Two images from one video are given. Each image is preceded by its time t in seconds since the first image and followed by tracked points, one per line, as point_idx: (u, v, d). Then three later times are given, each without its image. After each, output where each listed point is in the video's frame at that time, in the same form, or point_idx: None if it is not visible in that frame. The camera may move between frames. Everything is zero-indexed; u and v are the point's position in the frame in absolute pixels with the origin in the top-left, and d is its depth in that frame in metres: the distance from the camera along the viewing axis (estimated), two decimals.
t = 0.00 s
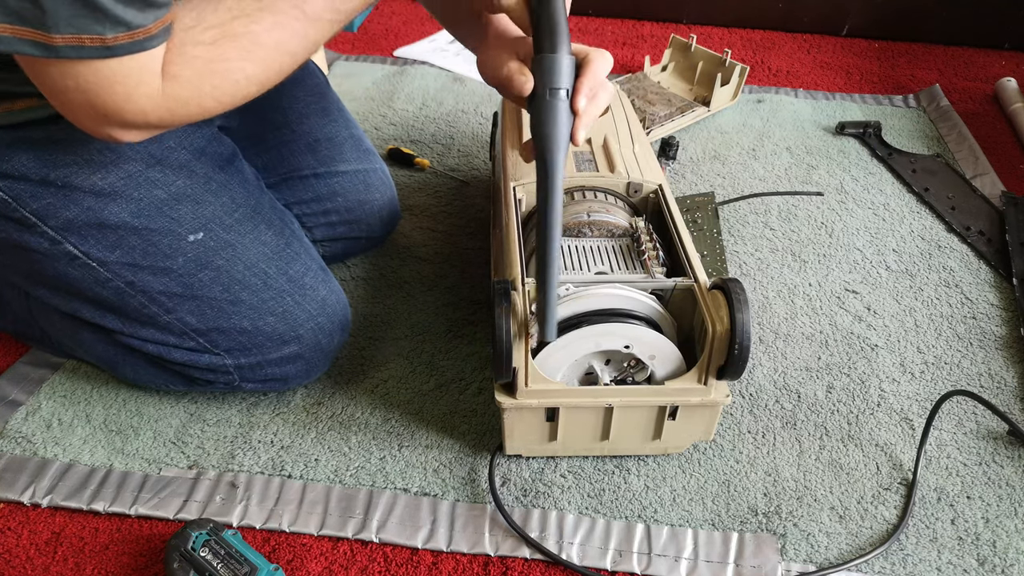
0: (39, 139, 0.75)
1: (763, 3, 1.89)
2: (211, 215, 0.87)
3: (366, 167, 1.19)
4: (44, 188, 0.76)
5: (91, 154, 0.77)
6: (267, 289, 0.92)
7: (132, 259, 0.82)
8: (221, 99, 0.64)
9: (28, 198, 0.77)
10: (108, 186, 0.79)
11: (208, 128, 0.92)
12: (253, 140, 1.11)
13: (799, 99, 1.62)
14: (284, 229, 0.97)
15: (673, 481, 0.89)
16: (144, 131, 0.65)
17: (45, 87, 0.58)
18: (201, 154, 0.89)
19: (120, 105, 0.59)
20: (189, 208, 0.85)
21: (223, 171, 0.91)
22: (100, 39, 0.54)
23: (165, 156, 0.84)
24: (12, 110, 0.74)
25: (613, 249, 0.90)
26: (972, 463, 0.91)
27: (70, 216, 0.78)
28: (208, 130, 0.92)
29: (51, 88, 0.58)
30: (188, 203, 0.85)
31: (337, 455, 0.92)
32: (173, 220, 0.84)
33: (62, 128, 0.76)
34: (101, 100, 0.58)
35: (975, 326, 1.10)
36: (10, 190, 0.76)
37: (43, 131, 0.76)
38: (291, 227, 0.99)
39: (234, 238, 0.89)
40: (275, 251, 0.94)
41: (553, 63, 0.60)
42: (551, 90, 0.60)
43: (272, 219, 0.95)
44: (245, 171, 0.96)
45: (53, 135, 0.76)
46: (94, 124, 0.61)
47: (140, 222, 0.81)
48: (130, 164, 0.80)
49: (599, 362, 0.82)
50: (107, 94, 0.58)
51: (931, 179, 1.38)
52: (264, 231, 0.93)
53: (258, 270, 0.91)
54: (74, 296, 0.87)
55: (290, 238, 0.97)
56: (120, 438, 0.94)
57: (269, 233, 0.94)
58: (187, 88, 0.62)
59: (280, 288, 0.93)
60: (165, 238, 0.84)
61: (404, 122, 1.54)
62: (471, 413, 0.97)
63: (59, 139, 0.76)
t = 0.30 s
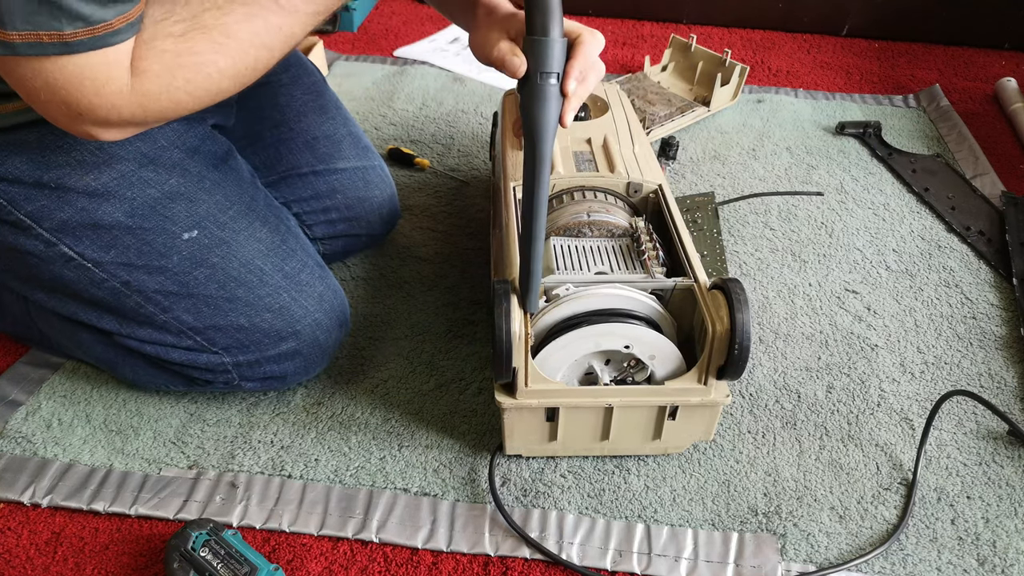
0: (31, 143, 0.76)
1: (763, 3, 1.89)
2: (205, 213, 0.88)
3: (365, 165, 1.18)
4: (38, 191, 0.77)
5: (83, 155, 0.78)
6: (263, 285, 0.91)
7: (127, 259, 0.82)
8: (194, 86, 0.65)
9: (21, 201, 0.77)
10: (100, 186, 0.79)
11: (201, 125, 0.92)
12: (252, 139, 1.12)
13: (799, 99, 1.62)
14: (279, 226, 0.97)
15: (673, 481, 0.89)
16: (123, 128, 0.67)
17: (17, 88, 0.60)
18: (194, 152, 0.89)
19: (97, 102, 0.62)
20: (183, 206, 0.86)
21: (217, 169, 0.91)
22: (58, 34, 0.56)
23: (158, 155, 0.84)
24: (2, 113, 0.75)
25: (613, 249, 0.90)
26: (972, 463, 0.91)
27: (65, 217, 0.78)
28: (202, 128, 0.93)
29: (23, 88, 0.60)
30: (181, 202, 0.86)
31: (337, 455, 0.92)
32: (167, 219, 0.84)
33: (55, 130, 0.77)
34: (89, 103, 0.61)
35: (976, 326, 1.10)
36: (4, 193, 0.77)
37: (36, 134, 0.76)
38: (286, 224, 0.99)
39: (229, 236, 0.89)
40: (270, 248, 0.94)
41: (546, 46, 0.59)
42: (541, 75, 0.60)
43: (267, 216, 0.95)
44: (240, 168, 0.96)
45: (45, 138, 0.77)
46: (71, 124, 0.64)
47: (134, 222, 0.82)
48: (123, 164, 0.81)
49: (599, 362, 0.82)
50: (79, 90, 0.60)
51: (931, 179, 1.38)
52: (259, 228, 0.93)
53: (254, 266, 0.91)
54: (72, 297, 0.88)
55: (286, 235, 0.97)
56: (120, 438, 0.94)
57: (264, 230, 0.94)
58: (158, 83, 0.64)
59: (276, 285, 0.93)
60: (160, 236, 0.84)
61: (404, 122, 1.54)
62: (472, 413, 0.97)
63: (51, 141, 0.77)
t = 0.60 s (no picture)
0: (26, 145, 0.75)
1: (763, 3, 1.89)
2: (201, 214, 0.88)
3: (366, 165, 1.18)
4: (34, 194, 0.76)
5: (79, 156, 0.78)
6: (261, 286, 0.91)
7: (124, 261, 0.82)
8: (179, 93, 0.64)
9: (19, 203, 0.76)
10: (97, 189, 0.79)
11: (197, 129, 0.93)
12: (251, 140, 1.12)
13: (799, 98, 1.62)
14: (277, 226, 0.97)
15: (673, 481, 0.89)
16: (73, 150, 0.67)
17: None
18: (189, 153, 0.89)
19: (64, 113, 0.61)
20: (180, 208, 0.86)
21: (213, 170, 0.92)
22: None
23: (152, 156, 0.85)
24: None
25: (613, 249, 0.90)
26: (972, 463, 0.91)
27: (61, 219, 0.78)
28: (198, 129, 0.94)
29: None
30: (178, 204, 0.86)
31: (337, 455, 0.92)
32: (163, 221, 0.84)
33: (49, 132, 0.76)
34: (40, 124, 0.61)
35: (975, 326, 1.10)
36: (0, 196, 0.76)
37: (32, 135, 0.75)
38: (284, 224, 0.99)
39: (225, 237, 0.89)
40: (268, 249, 0.94)
41: (580, 61, 0.52)
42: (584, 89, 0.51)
43: (265, 216, 0.95)
44: (237, 168, 0.96)
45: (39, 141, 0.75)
46: (18, 147, 0.64)
47: (130, 224, 0.82)
48: (119, 166, 0.81)
49: (599, 362, 0.82)
50: (17, 114, 0.60)
51: (931, 179, 1.38)
52: (257, 229, 0.93)
53: (251, 267, 0.91)
54: (70, 299, 0.88)
55: (284, 235, 0.97)
56: (120, 438, 0.94)
57: (262, 231, 0.94)
58: (99, 111, 0.62)
59: (274, 286, 0.93)
60: (156, 238, 0.84)
61: (404, 122, 1.54)
62: (472, 413, 0.97)
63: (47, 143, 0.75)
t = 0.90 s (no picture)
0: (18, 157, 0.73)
1: (763, 3, 1.89)
2: (199, 222, 0.87)
3: (366, 167, 1.18)
4: (30, 204, 0.76)
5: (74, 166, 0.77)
6: (260, 294, 0.92)
7: (122, 269, 0.82)
8: (181, 115, 0.64)
9: (14, 214, 0.76)
10: (93, 200, 0.78)
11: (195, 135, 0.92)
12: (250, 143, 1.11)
13: (799, 99, 1.62)
14: (274, 232, 0.97)
15: (673, 481, 0.89)
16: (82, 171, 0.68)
17: None
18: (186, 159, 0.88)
19: (63, 133, 0.62)
20: (177, 216, 0.85)
21: (210, 176, 0.90)
22: None
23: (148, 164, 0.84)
24: None
25: (613, 249, 0.90)
26: (972, 463, 0.91)
27: (57, 229, 0.78)
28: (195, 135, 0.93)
29: None
30: (175, 211, 0.85)
31: (337, 455, 0.92)
32: (161, 229, 0.84)
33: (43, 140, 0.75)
34: (39, 144, 0.62)
35: (975, 326, 1.10)
36: None
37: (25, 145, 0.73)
38: (282, 229, 0.99)
39: (223, 245, 0.89)
40: (267, 255, 0.94)
41: (642, 164, 0.59)
42: (647, 192, 0.60)
43: (263, 223, 0.95)
44: (234, 173, 0.95)
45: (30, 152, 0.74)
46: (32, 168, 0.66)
47: (127, 233, 0.81)
48: (115, 176, 0.79)
49: (599, 362, 0.82)
50: (22, 138, 0.61)
51: (932, 179, 1.38)
52: (256, 236, 0.93)
53: (250, 275, 0.91)
54: (69, 304, 0.88)
55: (282, 240, 0.97)
56: (120, 438, 0.94)
57: (260, 237, 0.94)
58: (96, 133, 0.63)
59: (273, 293, 0.93)
60: (154, 247, 0.83)
61: (404, 122, 1.54)
62: (472, 413, 0.97)
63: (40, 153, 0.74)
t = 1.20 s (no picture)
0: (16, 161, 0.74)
1: (763, 3, 1.89)
2: (198, 224, 0.87)
3: (366, 169, 1.18)
4: (28, 207, 0.76)
5: (71, 169, 0.77)
6: (260, 295, 0.91)
7: (121, 272, 0.82)
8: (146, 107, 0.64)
9: (12, 217, 0.76)
10: (91, 202, 0.79)
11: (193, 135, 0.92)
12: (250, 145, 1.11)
13: (799, 99, 1.62)
14: (275, 233, 0.96)
15: (673, 481, 0.89)
16: (34, 155, 0.63)
17: None
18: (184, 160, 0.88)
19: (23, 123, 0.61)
20: (176, 218, 0.85)
21: (209, 177, 0.90)
22: None
23: (147, 166, 0.84)
24: None
25: (613, 249, 0.90)
26: (972, 463, 0.91)
27: (56, 232, 0.78)
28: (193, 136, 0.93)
29: None
30: (174, 213, 0.85)
31: (337, 456, 0.92)
32: (159, 231, 0.84)
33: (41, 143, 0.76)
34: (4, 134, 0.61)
35: (975, 326, 1.10)
36: None
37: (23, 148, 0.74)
38: (281, 229, 0.98)
39: (222, 247, 0.89)
40: (266, 256, 0.93)
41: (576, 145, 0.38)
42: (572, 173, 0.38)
43: (262, 222, 0.95)
44: (232, 174, 0.95)
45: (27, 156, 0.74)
46: None
47: (126, 236, 0.82)
48: (113, 177, 0.80)
49: (599, 362, 0.82)
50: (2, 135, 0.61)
51: (932, 179, 1.38)
52: (255, 236, 0.93)
53: (250, 276, 0.91)
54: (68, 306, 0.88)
55: (281, 241, 0.97)
56: (120, 438, 0.94)
57: (260, 238, 0.93)
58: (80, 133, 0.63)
59: (272, 294, 0.92)
60: (153, 249, 0.84)
61: (404, 122, 1.54)
62: (472, 413, 0.97)
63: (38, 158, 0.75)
